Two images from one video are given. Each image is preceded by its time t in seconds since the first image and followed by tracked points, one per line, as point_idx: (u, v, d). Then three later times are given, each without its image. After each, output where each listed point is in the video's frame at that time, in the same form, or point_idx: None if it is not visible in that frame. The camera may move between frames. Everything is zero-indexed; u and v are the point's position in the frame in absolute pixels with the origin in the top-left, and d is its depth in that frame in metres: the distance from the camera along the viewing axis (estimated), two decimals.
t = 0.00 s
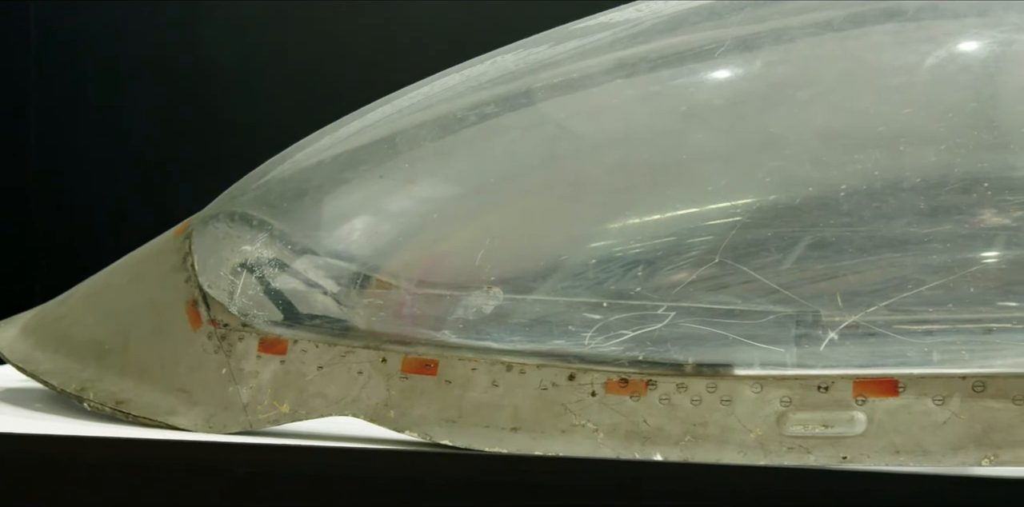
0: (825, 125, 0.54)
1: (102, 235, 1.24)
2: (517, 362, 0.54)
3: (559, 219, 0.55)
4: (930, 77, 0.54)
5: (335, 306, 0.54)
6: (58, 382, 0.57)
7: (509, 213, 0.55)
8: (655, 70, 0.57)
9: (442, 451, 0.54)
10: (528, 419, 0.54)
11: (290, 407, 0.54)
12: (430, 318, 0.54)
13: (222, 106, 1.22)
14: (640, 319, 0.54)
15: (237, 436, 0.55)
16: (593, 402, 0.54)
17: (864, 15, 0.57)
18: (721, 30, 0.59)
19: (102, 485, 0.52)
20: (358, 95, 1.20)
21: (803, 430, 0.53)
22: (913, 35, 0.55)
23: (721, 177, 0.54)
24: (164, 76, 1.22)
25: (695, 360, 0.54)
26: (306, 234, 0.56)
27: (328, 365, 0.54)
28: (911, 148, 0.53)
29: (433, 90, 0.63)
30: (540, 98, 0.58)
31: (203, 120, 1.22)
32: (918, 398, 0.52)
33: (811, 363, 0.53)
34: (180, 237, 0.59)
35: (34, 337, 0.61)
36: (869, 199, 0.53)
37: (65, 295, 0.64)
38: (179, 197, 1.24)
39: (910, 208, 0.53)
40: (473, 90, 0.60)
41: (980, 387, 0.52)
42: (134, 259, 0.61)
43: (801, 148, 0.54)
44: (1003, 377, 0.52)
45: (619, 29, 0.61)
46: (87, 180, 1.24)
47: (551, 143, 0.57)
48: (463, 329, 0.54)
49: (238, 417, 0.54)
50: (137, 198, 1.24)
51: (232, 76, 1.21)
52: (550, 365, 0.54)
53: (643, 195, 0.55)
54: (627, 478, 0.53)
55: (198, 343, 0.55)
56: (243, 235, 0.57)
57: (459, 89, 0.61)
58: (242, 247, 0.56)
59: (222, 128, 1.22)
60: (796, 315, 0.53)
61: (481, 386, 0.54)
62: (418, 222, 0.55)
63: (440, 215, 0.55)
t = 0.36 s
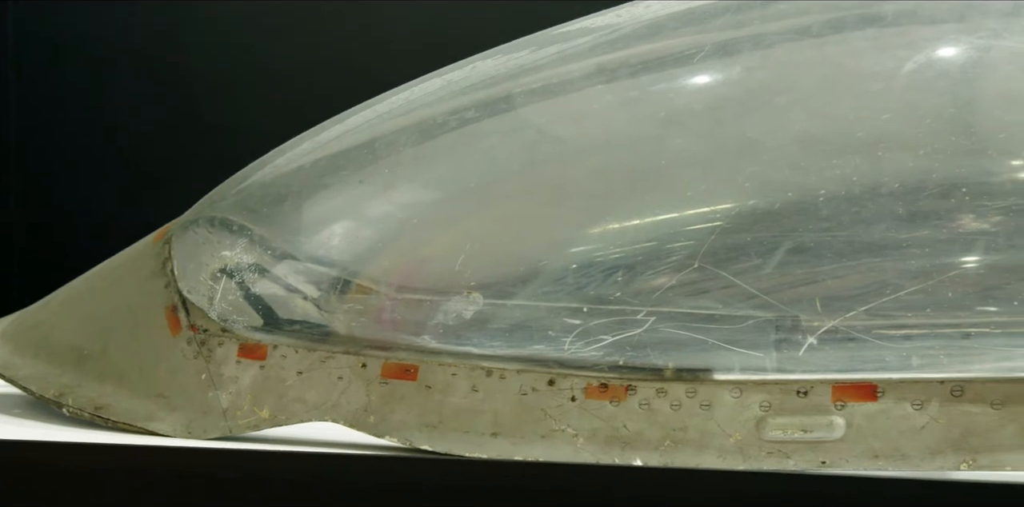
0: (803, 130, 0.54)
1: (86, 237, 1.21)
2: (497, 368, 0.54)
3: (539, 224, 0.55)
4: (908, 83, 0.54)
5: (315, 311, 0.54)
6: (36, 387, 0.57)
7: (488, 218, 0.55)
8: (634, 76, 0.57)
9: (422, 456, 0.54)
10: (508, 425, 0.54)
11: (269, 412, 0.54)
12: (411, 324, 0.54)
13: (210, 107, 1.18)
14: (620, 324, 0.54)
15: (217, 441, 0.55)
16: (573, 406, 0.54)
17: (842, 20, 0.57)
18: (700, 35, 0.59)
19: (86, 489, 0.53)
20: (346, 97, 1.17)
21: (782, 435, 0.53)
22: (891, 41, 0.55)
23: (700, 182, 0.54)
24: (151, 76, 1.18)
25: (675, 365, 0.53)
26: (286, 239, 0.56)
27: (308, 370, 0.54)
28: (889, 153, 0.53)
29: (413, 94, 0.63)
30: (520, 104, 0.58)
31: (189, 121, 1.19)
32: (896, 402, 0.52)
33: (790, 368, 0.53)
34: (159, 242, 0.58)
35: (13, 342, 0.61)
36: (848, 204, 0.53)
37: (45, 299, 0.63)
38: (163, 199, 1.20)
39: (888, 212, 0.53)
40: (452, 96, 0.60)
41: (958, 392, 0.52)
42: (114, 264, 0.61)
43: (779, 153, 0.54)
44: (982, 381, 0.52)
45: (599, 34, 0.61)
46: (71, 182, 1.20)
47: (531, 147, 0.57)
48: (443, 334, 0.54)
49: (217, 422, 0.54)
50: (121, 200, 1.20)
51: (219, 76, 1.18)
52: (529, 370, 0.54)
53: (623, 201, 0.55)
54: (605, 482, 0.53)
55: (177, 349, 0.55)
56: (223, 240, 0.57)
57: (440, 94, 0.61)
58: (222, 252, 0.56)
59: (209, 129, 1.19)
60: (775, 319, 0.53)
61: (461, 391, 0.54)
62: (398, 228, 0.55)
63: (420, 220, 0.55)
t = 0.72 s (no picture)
0: (782, 136, 0.54)
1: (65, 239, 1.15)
2: (476, 374, 0.54)
3: (518, 229, 0.55)
4: (886, 89, 0.54)
5: (295, 317, 0.54)
6: (14, 393, 0.57)
7: (468, 224, 0.55)
8: (614, 81, 0.57)
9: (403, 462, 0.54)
10: (488, 430, 0.54)
11: (248, 418, 0.54)
12: (391, 330, 0.54)
13: (184, 104, 1.13)
14: (599, 330, 0.54)
15: (195, 448, 0.55)
16: (552, 412, 0.53)
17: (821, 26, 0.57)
18: (680, 41, 0.59)
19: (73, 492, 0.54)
20: (327, 95, 1.12)
21: (761, 440, 0.52)
22: (870, 47, 0.56)
23: (680, 189, 0.55)
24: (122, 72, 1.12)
25: (654, 370, 0.53)
26: (266, 245, 0.56)
27: (288, 376, 0.54)
28: (868, 159, 0.53)
29: (394, 100, 0.62)
30: (500, 109, 0.58)
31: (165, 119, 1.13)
32: (875, 408, 0.51)
33: (769, 374, 0.52)
34: (138, 248, 0.58)
35: None
36: (826, 209, 0.54)
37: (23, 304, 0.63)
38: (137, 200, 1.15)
39: (867, 218, 0.53)
40: (432, 102, 0.60)
41: (937, 397, 0.51)
42: (93, 269, 0.60)
43: (758, 159, 0.54)
44: (960, 387, 0.51)
45: (580, 40, 0.61)
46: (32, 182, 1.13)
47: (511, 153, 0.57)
48: (422, 340, 0.54)
49: (196, 429, 0.54)
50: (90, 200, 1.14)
51: (194, 71, 1.12)
52: (509, 376, 0.54)
53: (603, 207, 0.55)
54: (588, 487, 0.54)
55: (157, 355, 0.55)
56: (203, 246, 0.57)
57: (421, 99, 0.61)
58: (201, 258, 0.56)
59: (184, 128, 1.13)
60: (754, 325, 0.53)
61: (441, 397, 0.54)
62: (378, 233, 0.55)
63: (400, 226, 0.55)
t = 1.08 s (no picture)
0: (762, 143, 0.55)
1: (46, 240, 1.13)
2: (456, 380, 0.53)
3: (500, 235, 0.55)
4: (865, 96, 0.54)
5: (276, 324, 0.54)
6: None
7: (449, 230, 0.55)
8: (594, 88, 0.57)
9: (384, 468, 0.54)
10: (468, 437, 0.53)
11: (229, 425, 0.54)
12: (371, 337, 0.54)
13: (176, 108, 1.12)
14: (580, 336, 0.54)
15: (175, 455, 0.55)
16: (532, 419, 0.53)
17: (800, 34, 0.57)
18: (660, 47, 0.59)
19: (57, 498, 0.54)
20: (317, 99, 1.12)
21: (741, 446, 0.51)
22: (849, 54, 0.56)
23: (659, 195, 0.55)
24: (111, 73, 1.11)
25: (634, 376, 0.52)
26: (246, 251, 0.56)
27: (267, 383, 0.54)
28: (847, 166, 0.54)
29: (374, 106, 0.63)
30: (480, 116, 0.58)
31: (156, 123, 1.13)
32: (854, 414, 0.50)
33: (749, 379, 0.52)
34: (117, 255, 0.58)
35: None
36: (806, 216, 0.54)
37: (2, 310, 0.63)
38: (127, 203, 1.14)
39: (846, 225, 0.54)
40: (412, 108, 0.60)
41: (915, 403, 0.50)
42: (71, 275, 0.60)
43: (738, 166, 0.54)
44: (939, 393, 0.49)
45: (561, 46, 0.62)
46: (16, 183, 1.11)
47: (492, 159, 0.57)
48: (403, 347, 0.54)
49: (176, 435, 0.54)
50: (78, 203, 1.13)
51: (186, 75, 1.11)
52: (488, 382, 0.53)
53: (582, 214, 0.55)
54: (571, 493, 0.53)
55: (136, 362, 0.55)
56: (183, 253, 0.57)
57: (402, 106, 0.61)
58: (182, 264, 0.56)
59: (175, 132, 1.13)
60: (734, 331, 0.53)
61: (421, 404, 0.54)
62: (357, 240, 0.55)
63: (381, 232, 0.55)
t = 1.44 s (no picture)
0: (742, 150, 0.55)
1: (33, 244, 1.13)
2: (438, 387, 0.53)
3: (481, 242, 0.55)
4: (845, 104, 0.55)
5: (256, 330, 0.54)
6: None
7: (431, 237, 0.55)
8: (574, 95, 0.57)
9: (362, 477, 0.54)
10: (449, 444, 0.53)
11: (209, 433, 0.53)
12: (352, 344, 0.54)
13: (166, 112, 1.12)
14: (561, 343, 0.54)
15: (155, 462, 0.55)
16: (513, 426, 0.52)
17: (780, 41, 0.57)
18: (642, 54, 0.59)
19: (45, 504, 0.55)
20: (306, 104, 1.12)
21: (721, 453, 0.51)
22: (830, 61, 0.56)
23: (640, 203, 0.55)
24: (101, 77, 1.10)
25: (615, 383, 0.52)
26: (227, 258, 0.56)
27: (248, 390, 0.53)
28: (826, 173, 0.54)
29: (355, 113, 0.63)
30: (461, 123, 0.58)
31: (145, 126, 1.12)
32: (834, 420, 0.49)
33: (730, 387, 0.51)
34: (98, 262, 0.58)
35: None
36: (786, 223, 0.54)
37: None
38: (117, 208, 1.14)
39: (825, 232, 0.54)
40: (393, 115, 0.60)
41: (895, 410, 0.49)
42: (52, 283, 0.60)
43: (717, 174, 0.55)
44: (919, 400, 0.49)
45: (542, 53, 0.62)
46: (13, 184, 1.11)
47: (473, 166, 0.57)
48: (383, 354, 0.53)
49: (155, 443, 0.54)
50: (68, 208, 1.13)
51: (176, 78, 1.10)
52: (469, 389, 0.53)
53: (563, 221, 0.55)
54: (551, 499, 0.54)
55: (116, 369, 0.55)
56: (163, 260, 0.56)
57: (383, 113, 0.61)
58: (162, 271, 0.56)
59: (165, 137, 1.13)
60: (715, 339, 0.53)
61: (402, 411, 0.53)
62: (337, 247, 0.55)
63: (361, 239, 0.56)
